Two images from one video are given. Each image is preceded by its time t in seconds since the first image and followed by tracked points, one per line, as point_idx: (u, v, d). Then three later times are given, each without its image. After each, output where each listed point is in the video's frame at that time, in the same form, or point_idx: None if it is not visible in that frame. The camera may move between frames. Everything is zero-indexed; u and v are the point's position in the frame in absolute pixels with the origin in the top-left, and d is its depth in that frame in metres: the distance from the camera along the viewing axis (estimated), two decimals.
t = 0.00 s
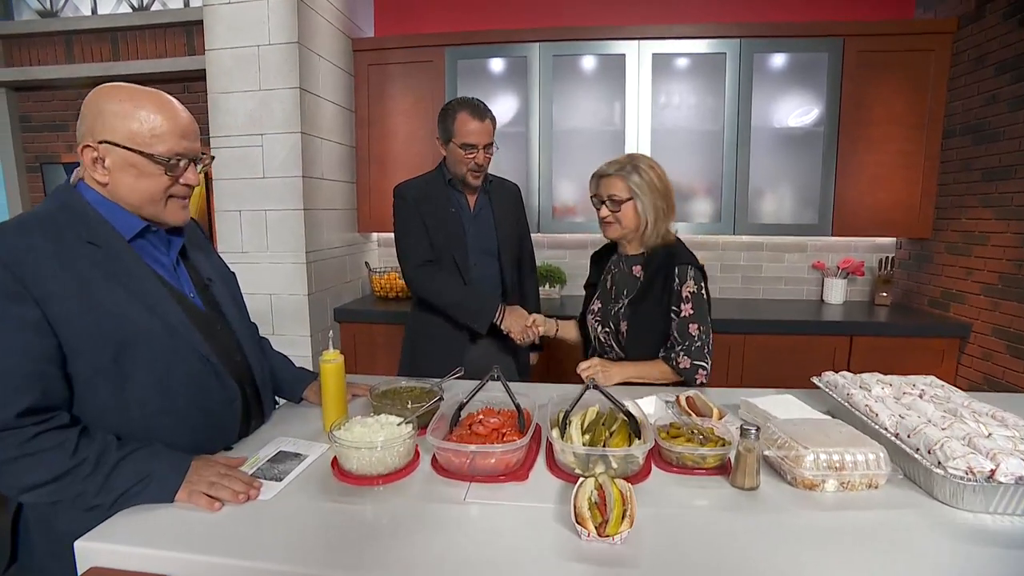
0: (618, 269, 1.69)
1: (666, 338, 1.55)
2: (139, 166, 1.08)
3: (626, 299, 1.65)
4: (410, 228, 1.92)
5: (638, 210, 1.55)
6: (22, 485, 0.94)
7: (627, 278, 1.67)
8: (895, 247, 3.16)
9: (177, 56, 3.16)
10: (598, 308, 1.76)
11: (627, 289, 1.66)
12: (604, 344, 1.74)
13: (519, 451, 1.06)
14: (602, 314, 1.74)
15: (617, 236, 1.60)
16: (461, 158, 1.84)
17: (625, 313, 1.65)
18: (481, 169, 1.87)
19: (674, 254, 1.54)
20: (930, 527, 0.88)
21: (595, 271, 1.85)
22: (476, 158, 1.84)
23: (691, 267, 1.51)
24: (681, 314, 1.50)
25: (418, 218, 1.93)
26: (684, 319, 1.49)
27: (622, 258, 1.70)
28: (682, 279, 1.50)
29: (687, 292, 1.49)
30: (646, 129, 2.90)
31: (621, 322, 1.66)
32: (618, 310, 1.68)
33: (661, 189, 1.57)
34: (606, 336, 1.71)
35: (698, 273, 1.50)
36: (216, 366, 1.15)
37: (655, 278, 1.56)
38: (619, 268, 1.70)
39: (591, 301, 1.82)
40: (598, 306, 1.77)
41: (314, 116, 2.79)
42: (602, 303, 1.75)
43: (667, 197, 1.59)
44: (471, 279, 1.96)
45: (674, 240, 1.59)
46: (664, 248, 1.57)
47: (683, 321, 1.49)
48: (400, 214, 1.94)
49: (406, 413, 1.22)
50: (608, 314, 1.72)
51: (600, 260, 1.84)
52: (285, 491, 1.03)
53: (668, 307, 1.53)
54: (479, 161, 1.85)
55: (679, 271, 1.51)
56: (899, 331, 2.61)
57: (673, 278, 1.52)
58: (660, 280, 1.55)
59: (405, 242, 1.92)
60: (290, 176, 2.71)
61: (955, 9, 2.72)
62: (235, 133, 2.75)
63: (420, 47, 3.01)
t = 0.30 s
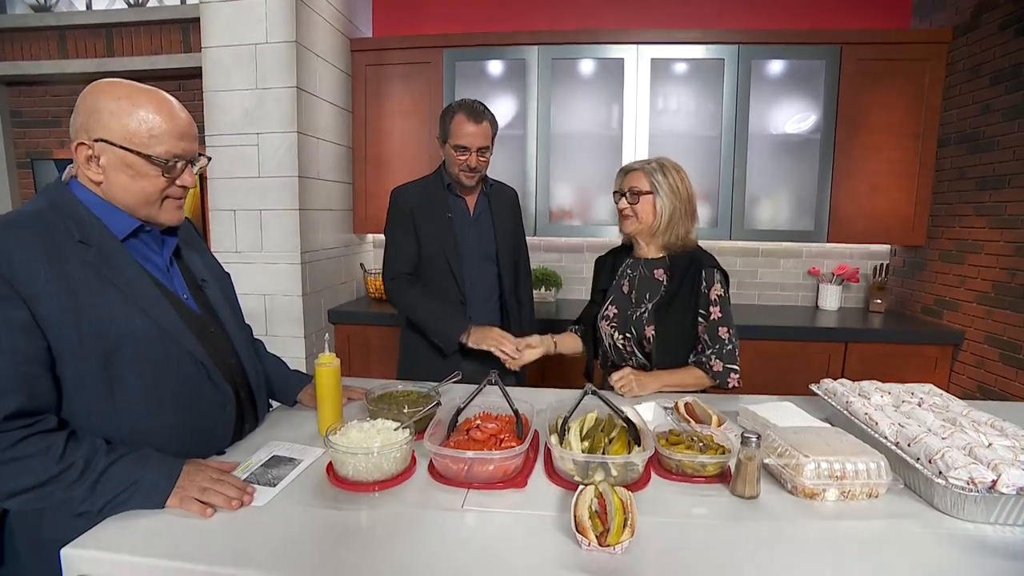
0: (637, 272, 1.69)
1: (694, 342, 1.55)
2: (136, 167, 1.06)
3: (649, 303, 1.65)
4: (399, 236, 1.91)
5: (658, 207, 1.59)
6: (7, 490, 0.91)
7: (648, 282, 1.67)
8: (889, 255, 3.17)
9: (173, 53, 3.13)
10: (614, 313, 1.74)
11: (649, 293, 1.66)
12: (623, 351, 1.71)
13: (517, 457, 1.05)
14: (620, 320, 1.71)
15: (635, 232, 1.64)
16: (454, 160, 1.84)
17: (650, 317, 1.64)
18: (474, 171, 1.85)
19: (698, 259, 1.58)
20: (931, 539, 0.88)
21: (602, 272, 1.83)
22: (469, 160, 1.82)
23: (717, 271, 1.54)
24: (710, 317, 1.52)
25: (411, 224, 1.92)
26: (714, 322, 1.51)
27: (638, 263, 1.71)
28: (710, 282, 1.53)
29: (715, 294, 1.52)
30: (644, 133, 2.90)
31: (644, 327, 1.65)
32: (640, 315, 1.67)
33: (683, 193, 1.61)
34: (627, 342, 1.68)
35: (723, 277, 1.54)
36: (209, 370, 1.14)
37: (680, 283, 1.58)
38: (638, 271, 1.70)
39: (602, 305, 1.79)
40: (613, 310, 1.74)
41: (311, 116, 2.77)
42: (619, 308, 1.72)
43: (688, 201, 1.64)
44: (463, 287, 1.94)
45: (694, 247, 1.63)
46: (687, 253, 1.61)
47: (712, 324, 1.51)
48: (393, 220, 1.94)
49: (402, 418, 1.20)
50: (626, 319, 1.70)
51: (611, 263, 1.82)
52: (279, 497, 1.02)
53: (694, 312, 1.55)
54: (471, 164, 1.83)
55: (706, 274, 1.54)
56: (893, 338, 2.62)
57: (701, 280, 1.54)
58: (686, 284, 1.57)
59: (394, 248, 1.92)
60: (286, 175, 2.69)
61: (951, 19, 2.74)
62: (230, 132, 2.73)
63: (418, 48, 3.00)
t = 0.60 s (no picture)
0: (657, 279, 1.68)
1: (712, 348, 1.57)
2: (137, 167, 1.06)
3: (671, 310, 1.65)
4: (395, 238, 1.92)
5: (681, 212, 1.59)
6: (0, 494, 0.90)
7: (668, 289, 1.67)
8: (878, 259, 3.22)
9: (165, 50, 3.09)
10: (630, 321, 1.72)
11: (670, 299, 1.66)
12: (640, 359, 1.70)
13: (518, 460, 1.06)
14: (636, 327, 1.70)
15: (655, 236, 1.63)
16: (460, 161, 1.84)
17: (672, 325, 1.64)
18: (480, 174, 1.85)
19: (719, 267, 1.60)
20: (923, 540, 0.90)
21: (617, 273, 1.82)
22: (476, 162, 1.83)
23: (738, 279, 1.56)
24: (728, 324, 1.53)
25: (409, 228, 1.93)
26: (731, 329, 1.52)
27: (656, 270, 1.71)
28: (730, 289, 1.55)
29: (735, 301, 1.53)
30: (637, 137, 2.91)
31: (666, 336, 1.64)
32: (661, 322, 1.66)
33: (703, 198, 1.62)
34: (646, 350, 1.67)
35: (744, 285, 1.56)
36: (207, 372, 1.13)
37: (702, 290, 1.60)
38: (656, 278, 1.70)
39: (616, 312, 1.78)
40: (629, 318, 1.72)
41: (306, 116, 2.76)
42: (636, 316, 1.71)
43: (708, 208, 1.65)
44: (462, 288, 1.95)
45: (715, 255, 1.65)
46: (709, 261, 1.63)
47: (730, 331, 1.52)
48: (394, 220, 1.94)
49: (401, 420, 1.20)
50: (644, 327, 1.69)
51: (625, 270, 1.81)
52: (279, 499, 1.01)
53: (715, 319, 1.56)
54: (479, 166, 1.83)
55: (727, 281, 1.56)
56: (882, 341, 2.66)
57: (722, 287, 1.56)
58: (708, 291, 1.59)
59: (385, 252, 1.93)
60: (280, 175, 2.67)
61: (939, 28, 2.79)
62: (224, 131, 2.71)
63: (414, 48, 3.00)
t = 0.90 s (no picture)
0: (679, 280, 1.69)
1: (728, 347, 1.59)
2: (144, 166, 1.06)
3: (695, 311, 1.67)
4: (402, 238, 1.96)
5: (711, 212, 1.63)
6: (12, 493, 0.90)
7: (690, 289, 1.68)
8: (871, 259, 3.26)
9: (162, 50, 3.09)
10: (651, 323, 1.71)
11: (693, 300, 1.67)
12: (664, 361, 1.69)
13: (523, 456, 1.08)
14: (659, 329, 1.70)
15: (691, 239, 1.63)
16: (478, 160, 1.85)
17: (697, 326, 1.65)
18: (498, 173, 1.87)
19: (736, 268, 1.62)
20: (918, 531, 0.92)
21: (631, 274, 1.80)
22: (495, 162, 1.85)
23: (755, 279, 1.60)
24: (746, 325, 1.56)
25: (417, 227, 1.96)
26: (748, 329, 1.56)
27: (676, 271, 1.71)
28: (749, 290, 1.57)
29: (752, 302, 1.57)
30: (634, 138, 2.94)
31: (691, 336, 1.66)
32: (686, 323, 1.67)
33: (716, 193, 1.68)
34: (671, 351, 1.68)
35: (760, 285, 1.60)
36: (215, 371, 1.14)
37: (722, 291, 1.62)
38: (677, 279, 1.70)
39: (632, 315, 1.76)
40: (650, 321, 1.71)
41: (304, 116, 2.77)
42: (657, 318, 1.71)
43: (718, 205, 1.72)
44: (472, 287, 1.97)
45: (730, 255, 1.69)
46: (729, 261, 1.66)
47: (747, 331, 1.56)
48: (401, 220, 1.97)
49: (407, 418, 1.22)
50: (667, 329, 1.69)
51: (641, 270, 1.78)
52: (287, 496, 1.03)
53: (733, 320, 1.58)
54: (496, 165, 1.85)
55: (747, 283, 1.58)
56: (875, 339, 2.69)
57: (740, 289, 1.58)
58: (728, 292, 1.61)
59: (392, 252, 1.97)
60: (278, 175, 2.68)
61: (930, 30, 2.83)
62: (222, 131, 2.71)
63: (412, 49, 3.01)
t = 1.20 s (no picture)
0: (691, 278, 1.72)
1: (746, 343, 1.60)
2: (159, 164, 1.08)
3: (708, 308, 1.69)
4: (421, 235, 2.02)
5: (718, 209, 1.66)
6: (34, 488, 0.92)
7: (702, 286, 1.70)
8: (869, 255, 3.29)
9: (163, 51, 3.09)
10: (665, 322, 1.72)
11: (706, 298, 1.69)
12: (681, 358, 1.71)
13: (534, 450, 1.10)
14: (674, 327, 1.71)
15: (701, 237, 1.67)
16: (496, 155, 1.89)
17: (712, 322, 1.68)
18: (515, 166, 1.90)
19: (743, 264, 1.65)
20: (919, 518, 0.94)
21: (639, 273, 1.81)
22: (512, 155, 1.87)
23: (763, 273, 1.64)
24: (761, 317, 1.59)
25: (434, 225, 2.01)
26: (763, 322, 1.59)
27: (687, 269, 1.73)
28: (761, 286, 1.61)
29: (765, 296, 1.61)
30: (634, 136, 2.96)
31: (706, 333, 1.68)
32: (700, 320, 1.69)
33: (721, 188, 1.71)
34: (687, 348, 1.70)
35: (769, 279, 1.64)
36: (229, 367, 1.17)
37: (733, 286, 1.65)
38: (688, 277, 1.73)
39: (643, 315, 1.77)
40: (663, 319, 1.73)
41: (306, 116, 2.78)
42: (671, 316, 1.72)
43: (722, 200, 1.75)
44: (487, 284, 2.02)
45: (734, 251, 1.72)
46: (737, 257, 1.69)
47: (760, 324, 1.59)
48: (419, 218, 2.02)
49: (417, 413, 1.24)
50: (682, 327, 1.71)
51: (650, 268, 1.80)
52: (303, 491, 1.05)
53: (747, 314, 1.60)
54: (514, 159, 1.88)
55: (757, 278, 1.62)
56: (874, 334, 2.71)
57: (752, 284, 1.61)
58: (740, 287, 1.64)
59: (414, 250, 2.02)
60: (281, 175, 2.70)
61: (927, 28, 2.85)
62: (225, 132, 2.73)
63: (412, 49, 3.03)
